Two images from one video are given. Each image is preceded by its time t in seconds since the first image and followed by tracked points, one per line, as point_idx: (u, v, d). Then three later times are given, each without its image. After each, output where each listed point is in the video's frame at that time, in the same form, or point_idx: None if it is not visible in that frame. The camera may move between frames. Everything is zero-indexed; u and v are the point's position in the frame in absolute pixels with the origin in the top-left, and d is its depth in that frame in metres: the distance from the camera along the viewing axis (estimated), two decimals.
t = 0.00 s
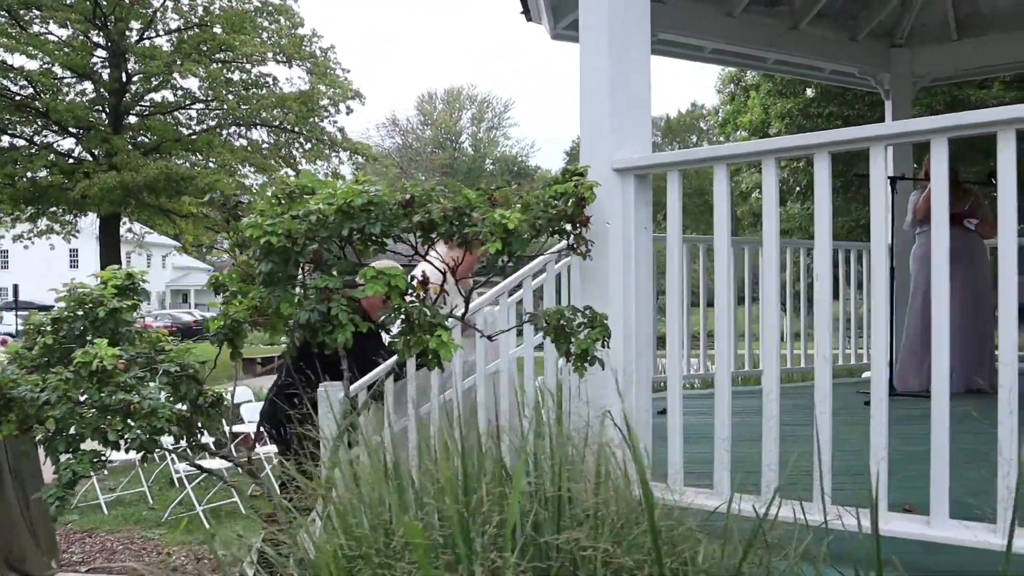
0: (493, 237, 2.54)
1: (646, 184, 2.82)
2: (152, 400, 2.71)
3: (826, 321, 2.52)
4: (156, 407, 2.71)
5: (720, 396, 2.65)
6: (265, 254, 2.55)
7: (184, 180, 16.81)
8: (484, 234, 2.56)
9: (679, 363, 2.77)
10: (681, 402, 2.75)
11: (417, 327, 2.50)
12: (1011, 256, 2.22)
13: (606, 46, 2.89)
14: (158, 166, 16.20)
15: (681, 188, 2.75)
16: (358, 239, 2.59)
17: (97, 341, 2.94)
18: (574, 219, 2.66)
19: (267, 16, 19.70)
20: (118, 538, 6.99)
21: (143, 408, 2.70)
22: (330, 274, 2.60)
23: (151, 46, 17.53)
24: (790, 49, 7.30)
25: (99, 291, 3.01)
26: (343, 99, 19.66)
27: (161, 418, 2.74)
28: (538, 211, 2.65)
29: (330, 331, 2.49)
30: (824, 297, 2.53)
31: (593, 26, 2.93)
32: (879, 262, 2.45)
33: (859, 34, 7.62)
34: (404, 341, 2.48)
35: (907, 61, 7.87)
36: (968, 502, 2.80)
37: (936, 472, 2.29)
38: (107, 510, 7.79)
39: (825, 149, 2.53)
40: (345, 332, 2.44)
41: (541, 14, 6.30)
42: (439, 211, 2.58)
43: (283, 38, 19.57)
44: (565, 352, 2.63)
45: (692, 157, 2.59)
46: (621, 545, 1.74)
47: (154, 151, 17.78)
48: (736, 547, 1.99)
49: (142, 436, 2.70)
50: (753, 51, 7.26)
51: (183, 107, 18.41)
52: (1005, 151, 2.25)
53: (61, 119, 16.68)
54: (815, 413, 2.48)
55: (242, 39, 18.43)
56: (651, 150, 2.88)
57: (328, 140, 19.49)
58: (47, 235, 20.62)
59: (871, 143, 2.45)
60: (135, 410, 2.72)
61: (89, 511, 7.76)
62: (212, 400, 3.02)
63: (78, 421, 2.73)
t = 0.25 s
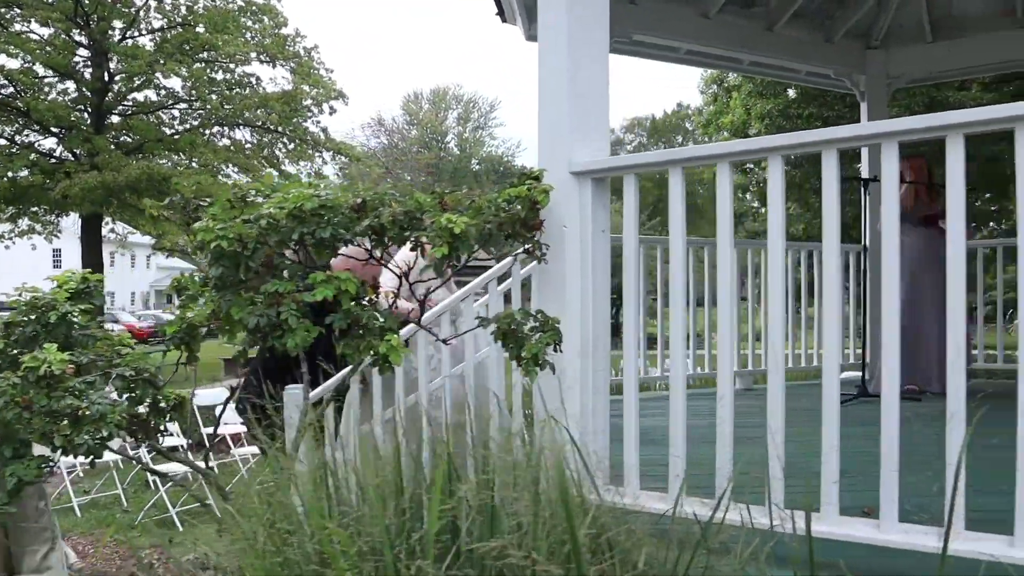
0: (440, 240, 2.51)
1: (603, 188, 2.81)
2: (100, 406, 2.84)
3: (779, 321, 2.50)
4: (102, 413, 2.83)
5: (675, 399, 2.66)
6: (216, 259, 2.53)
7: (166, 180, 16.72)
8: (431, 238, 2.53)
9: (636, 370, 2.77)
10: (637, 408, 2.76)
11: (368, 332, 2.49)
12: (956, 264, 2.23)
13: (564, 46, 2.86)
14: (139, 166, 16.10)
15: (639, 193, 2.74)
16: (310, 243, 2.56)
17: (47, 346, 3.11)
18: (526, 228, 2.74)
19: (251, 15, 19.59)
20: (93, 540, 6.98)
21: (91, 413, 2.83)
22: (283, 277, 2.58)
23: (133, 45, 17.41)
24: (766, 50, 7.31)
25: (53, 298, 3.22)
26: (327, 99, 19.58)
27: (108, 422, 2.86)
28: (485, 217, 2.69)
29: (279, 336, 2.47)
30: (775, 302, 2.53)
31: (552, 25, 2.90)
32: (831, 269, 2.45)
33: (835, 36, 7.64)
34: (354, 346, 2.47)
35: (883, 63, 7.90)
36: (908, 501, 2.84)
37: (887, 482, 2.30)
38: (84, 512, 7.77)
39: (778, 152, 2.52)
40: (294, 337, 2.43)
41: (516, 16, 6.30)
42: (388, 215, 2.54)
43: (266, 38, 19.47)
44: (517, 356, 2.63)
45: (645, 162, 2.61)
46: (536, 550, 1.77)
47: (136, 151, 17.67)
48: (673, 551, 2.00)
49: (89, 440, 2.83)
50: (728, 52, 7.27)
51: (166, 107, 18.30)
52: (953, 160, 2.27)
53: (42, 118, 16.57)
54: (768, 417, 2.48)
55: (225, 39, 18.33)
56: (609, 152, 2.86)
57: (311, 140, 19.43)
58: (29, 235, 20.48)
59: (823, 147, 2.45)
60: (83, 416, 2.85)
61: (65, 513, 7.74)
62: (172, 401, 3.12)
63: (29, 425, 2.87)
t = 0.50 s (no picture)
0: (386, 245, 2.45)
1: (556, 191, 2.82)
2: (44, 411, 2.80)
3: (728, 327, 2.53)
4: (46, 418, 2.80)
5: (626, 401, 2.67)
6: (162, 264, 2.48)
7: (136, 179, 16.53)
8: (377, 242, 2.47)
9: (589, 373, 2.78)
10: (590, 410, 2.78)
11: (315, 337, 2.46)
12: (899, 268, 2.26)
13: (516, 49, 2.87)
14: (108, 165, 15.90)
15: (590, 196, 2.75)
16: (258, 247, 2.52)
17: None
18: (478, 233, 2.80)
19: (222, 13, 19.36)
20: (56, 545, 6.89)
21: (34, 418, 2.79)
22: (229, 282, 2.53)
23: (102, 43, 17.19)
24: (732, 53, 7.36)
25: None
26: (299, 99, 19.46)
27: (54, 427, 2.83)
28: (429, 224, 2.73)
29: (226, 342, 2.44)
30: (724, 304, 2.54)
31: (503, 27, 2.90)
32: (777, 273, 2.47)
33: (800, 39, 7.71)
34: (301, 350, 2.44)
35: (847, 66, 7.97)
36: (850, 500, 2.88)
37: (833, 486, 2.32)
38: (47, 516, 7.68)
39: (726, 156, 2.52)
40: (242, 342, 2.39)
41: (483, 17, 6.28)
42: (336, 219, 2.50)
43: (239, 36, 19.27)
44: (466, 359, 2.61)
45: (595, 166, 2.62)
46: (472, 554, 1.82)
47: (106, 150, 17.46)
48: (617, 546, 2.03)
49: (31, 445, 2.79)
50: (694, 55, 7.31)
51: (136, 105, 18.09)
52: (896, 167, 2.30)
53: (9, 117, 16.31)
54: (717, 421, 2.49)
55: (195, 37, 18.12)
56: (561, 156, 2.87)
57: (283, 140, 19.29)
58: None
59: (771, 151, 2.46)
60: (27, 421, 2.81)
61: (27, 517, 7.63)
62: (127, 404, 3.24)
63: None
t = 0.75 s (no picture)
0: (332, 251, 2.34)
1: (511, 194, 2.84)
2: None
3: (678, 327, 2.53)
4: None
5: (581, 403, 2.67)
6: (111, 266, 2.44)
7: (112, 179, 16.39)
8: (322, 246, 2.35)
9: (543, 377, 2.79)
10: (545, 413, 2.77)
11: (266, 340, 2.44)
12: (845, 271, 2.27)
13: (472, 52, 2.87)
14: (83, 164, 15.76)
15: (545, 199, 2.75)
16: (209, 250, 2.49)
17: None
18: (430, 238, 2.73)
19: (200, 11, 19.21)
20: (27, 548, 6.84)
21: None
22: (180, 286, 2.47)
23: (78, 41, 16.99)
24: (703, 55, 7.40)
25: None
26: (278, 98, 19.37)
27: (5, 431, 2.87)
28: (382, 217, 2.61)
29: (177, 345, 2.42)
30: (676, 307, 2.54)
31: (459, 32, 2.91)
32: (728, 276, 2.48)
33: (771, 42, 7.75)
34: (250, 353, 2.42)
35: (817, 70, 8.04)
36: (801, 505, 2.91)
37: (782, 489, 2.32)
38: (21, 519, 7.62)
39: (678, 160, 2.54)
40: (191, 345, 2.37)
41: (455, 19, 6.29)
42: (285, 223, 2.44)
43: (217, 35, 19.14)
44: (415, 362, 2.59)
45: (550, 170, 2.64)
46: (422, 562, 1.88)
47: (82, 150, 17.28)
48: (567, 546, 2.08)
49: None
50: (666, 57, 7.35)
51: (113, 104, 17.92)
52: (843, 170, 2.30)
53: None
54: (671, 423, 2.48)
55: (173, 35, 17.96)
56: (518, 160, 2.88)
57: (262, 140, 19.19)
58: None
59: (721, 154, 2.47)
60: None
61: None
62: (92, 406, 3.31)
63: None
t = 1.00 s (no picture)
0: (298, 253, 2.37)
1: (482, 197, 2.86)
2: None
3: (645, 329, 2.55)
4: None
5: (550, 404, 2.69)
6: (81, 268, 2.46)
7: (107, 179, 16.37)
8: (289, 248, 2.38)
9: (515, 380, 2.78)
10: (516, 415, 2.78)
11: (234, 342, 2.47)
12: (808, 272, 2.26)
13: (445, 55, 2.88)
14: (78, 165, 15.76)
15: (515, 202, 2.77)
16: (178, 252, 2.51)
17: None
18: (400, 240, 2.69)
19: (196, 12, 19.23)
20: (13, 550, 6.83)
21: None
22: (149, 288, 2.49)
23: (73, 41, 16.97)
24: (692, 56, 7.40)
25: None
26: (274, 99, 19.42)
27: None
28: (344, 227, 2.66)
29: (145, 346, 2.44)
30: (642, 309, 2.55)
31: (432, 36, 2.92)
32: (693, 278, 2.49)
33: (760, 43, 7.76)
34: (218, 355, 2.45)
35: (807, 70, 8.01)
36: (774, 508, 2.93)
37: (747, 490, 2.31)
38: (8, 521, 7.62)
39: (644, 163, 2.54)
40: (159, 347, 2.39)
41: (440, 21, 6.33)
42: (254, 225, 2.47)
43: (213, 35, 19.12)
44: (384, 364, 2.62)
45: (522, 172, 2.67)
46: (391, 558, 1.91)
47: (78, 150, 17.27)
48: (528, 542, 2.12)
49: None
50: (654, 58, 7.36)
51: (109, 105, 17.91)
52: (805, 173, 2.31)
53: None
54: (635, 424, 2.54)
55: (168, 35, 17.95)
56: (490, 163, 2.90)
57: (258, 140, 19.20)
58: None
59: (685, 158, 2.46)
60: None
61: None
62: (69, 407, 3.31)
63: None
